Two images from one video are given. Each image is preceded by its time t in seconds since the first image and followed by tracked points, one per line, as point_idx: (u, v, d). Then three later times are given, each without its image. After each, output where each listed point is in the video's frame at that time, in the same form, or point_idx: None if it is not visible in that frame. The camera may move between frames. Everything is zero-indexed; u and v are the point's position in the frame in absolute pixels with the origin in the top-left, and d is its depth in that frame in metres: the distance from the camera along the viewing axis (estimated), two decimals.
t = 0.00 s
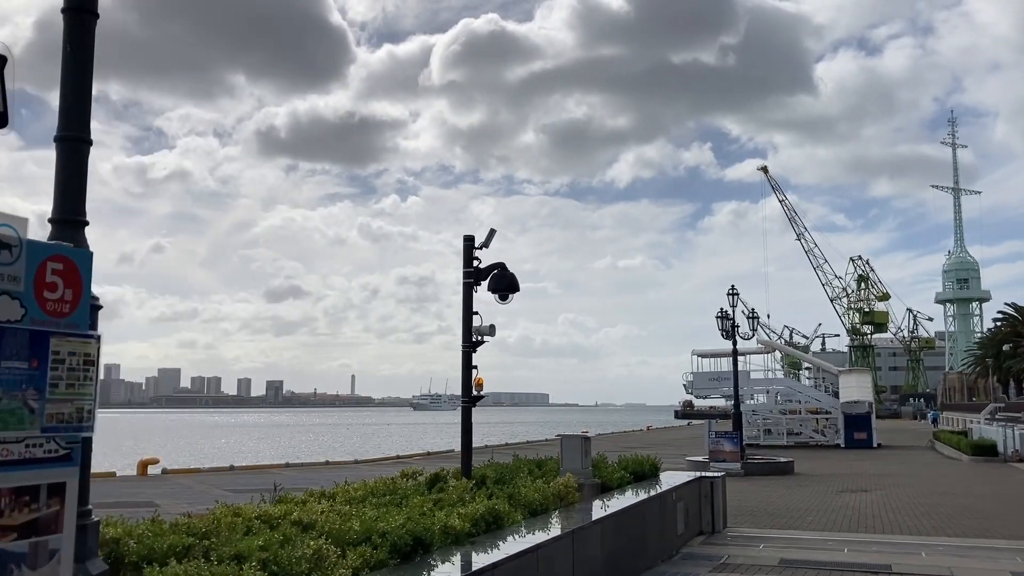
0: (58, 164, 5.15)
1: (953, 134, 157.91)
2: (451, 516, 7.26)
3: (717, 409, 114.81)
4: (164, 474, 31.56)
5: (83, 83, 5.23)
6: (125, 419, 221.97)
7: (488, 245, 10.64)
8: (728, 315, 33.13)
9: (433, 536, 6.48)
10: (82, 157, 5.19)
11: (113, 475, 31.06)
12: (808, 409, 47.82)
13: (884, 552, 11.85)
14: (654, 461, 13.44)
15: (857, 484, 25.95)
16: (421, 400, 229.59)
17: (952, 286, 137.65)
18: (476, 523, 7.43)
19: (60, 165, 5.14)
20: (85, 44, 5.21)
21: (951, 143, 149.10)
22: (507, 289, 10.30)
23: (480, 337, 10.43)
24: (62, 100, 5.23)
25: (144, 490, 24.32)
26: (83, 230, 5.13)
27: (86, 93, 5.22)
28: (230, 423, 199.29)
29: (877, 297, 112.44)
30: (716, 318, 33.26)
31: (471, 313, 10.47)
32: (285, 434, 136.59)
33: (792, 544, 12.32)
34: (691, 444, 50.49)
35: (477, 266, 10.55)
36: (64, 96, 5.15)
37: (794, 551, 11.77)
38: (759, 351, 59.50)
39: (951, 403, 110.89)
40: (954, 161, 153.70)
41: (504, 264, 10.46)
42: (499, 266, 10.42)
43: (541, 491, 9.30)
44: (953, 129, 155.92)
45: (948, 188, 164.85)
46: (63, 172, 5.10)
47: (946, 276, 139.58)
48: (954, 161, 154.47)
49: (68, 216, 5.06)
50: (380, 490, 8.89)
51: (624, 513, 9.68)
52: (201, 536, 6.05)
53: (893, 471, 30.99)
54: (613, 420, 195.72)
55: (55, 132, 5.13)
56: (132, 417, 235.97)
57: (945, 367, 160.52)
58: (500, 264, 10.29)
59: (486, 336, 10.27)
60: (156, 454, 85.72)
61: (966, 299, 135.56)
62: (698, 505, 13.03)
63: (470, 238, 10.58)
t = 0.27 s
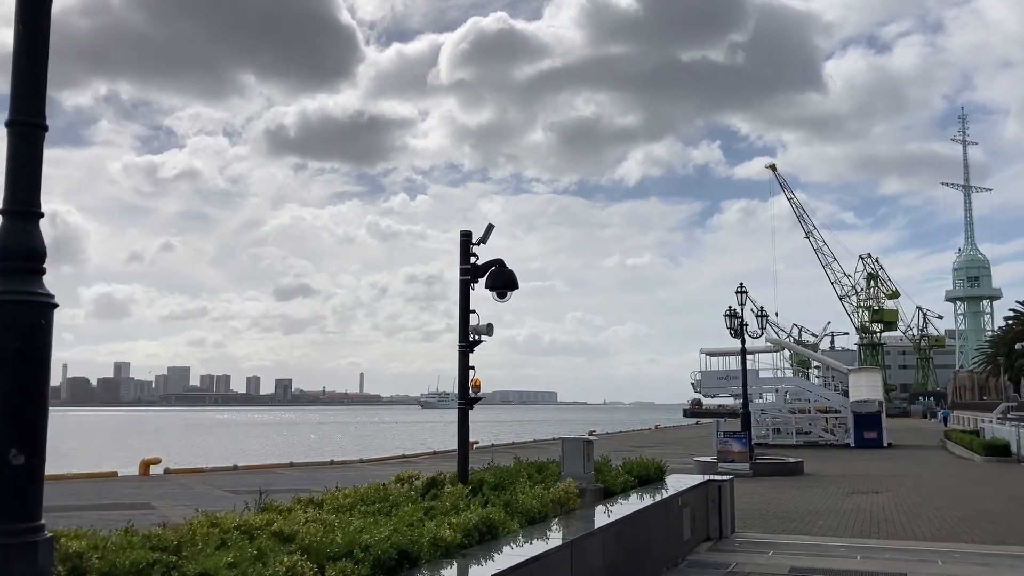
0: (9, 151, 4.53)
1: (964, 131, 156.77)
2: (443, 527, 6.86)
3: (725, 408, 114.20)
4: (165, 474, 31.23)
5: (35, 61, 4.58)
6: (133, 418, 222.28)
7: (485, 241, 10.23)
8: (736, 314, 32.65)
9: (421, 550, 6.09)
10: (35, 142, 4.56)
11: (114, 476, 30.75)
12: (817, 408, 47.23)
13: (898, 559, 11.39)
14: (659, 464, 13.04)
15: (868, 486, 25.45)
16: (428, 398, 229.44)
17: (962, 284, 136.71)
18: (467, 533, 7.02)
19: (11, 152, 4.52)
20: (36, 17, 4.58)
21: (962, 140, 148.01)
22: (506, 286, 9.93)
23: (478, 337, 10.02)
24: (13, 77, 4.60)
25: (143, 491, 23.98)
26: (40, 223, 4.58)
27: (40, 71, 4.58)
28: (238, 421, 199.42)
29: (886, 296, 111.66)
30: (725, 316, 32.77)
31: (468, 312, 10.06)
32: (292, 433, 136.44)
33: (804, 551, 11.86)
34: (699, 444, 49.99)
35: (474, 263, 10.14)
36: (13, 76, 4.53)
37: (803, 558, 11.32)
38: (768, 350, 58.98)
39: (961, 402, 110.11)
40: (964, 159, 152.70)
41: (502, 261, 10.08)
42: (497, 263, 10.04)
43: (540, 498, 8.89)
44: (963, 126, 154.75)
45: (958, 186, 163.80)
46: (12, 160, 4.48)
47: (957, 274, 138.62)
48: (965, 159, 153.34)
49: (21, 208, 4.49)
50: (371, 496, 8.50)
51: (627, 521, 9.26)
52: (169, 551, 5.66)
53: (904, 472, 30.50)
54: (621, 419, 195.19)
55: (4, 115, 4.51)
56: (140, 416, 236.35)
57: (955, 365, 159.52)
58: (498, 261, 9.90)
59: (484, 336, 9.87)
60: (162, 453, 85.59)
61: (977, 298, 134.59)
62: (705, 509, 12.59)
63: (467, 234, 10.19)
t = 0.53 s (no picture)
0: None
1: (973, 125, 155.63)
2: (431, 525, 6.47)
3: (733, 404, 113.63)
4: (166, 470, 30.91)
5: None
6: (141, 414, 222.76)
7: (482, 227, 9.83)
8: (744, 308, 32.17)
9: (405, 550, 5.68)
10: None
11: (115, 471, 30.45)
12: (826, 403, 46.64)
13: (913, 559, 10.96)
14: (664, 460, 12.63)
15: (879, 482, 24.96)
16: (435, 394, 229.36)
17: (972, 280, 135.77)
18: (458, 531, 6.63)
19: None
20: None
21: (971, 134, 146.86)
22: (503, 273, 9.54)
23: (475, 327, 9.62)
24: None
25: (142, 486, 23.64)
26: None
27: None
28: (246, 417, 199.60)
29: (895, 291, 110.86)
30: (732, 310, 32.29)
31: (464, 301, 9.65)
32: (299, 429, 136.36)
33: (814, 550, 11.41)
34: (706, 440, 49.54)
35: (470, 250, 9.74)
36: None
37: (815, 557, 10.89)
38: (776, 346, 58.45)
39: (971, 398, 109.33)
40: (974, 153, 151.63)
41: (500, 248, 9.67)
42: (494, 250, 9.64)
43: (537, 494, 8.49)
44: (973, 120, 153.61)
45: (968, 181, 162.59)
46: None
47: (966, 270, 137.67)
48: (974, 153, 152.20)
49: None
50: (361, 492, 8.11)
51: (629, 520, 8.85)
52: (133, 552, 5.29)
53: (915, 468, 30.02)
54: (628, 415, 194.70)
55: None
56: (148, 411, 236.81)
57: (965, 361, 158.50)
58: (495, 248, 9.50)
59: (479, 326, 9.47)
60: (168, 449, 85.48)
61: (987, 293, 133.63)
62: (711, 507, 12.18)
63: (463, 219, 9.78)
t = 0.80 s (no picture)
0: None
1: (982, 119, 154.57)
2: (417, 532, 6.07)
3: (740, 399, 113.17)
4: (168, 466, 30.67)
5: None
6: (149, 409, 223.34)
7: (478, 218, 9.41)
8: (750, 303, 31.75)
9: (388, 560, 5.26)
10: None
11: (116, 468, 30.21)
12: (834, 399, 46.10)
13: (928, 562, 10.51)
14: (669, 459, 12.22)
15: (888, 480, 24.51)
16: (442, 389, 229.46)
17: (981, 274, 134.90)
18: (448, 538, 6.21)
19: None
20: None
21: (980, 128, 145.88)
22: (500, 266, 9.10)
23: (471, 323, 9.22)
24: None
25: (142, 483, 23.39)
26: None
27: None
28: (253, 412, 199.93)
29: (903, 286, 110.13)
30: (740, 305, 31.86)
31: (459, 294, 9.25)
32: (306, 424, 136.53)
33: (825, 553, 10.97)
34: (713, 435, 49.09)
35: (465, 242, 9.32)
36: None
37: (826, 560, 10.46)
38: (783, 341, 57.95)
39: (980, 394, 108.59)
40: (983, 147, 150.62)
41: (496, 239, 9.26)
42: (491, 241, 9.22)
43: (534, 496, 8.09)
44: (982, 114, 152.58)
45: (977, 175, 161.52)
46: None
47: (975, 264, 136.77)
48: (983, 147, 151.18)
49: None
50: (349, 494, 7.72)
51: (631, 523, 8.43)
52: (90, 566, 4.87)
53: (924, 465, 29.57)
54: (634, 410, 194.45)
55: None
56: (156, 406, 237.44)
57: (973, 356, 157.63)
58: (491, 239, 9.09)
59: (475, 321, 9.05)
60: (174, 444, 85.49)
61: (996, 288, 132.72)
62: (717, 508, 11.77)
63: (458, 209, 9.37)
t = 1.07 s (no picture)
0: None
1: (990, 111, 153.53)
2: (405, 529, 5.68)
3: (746, 392, 112.71)
4: (168, 459, 30.38)
5: None
6: (154, 402, 223.62)
7: (475, 200, 9.00)
8: (757, 294, 31.29)
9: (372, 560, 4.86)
10: None
11: (115, 461, 29.92)
12: (841, 391, 45.63)
13: (943, 560, 10.09)
14: (674, 451, 11.83)
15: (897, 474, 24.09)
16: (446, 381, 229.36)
17: (988, 267, 134.08)
18: (437, 535, 5.82)
19: None
20: None
21: (988, 120, 144.88)
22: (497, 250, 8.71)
23: (468, 310, 8.82)
24: None
25: (140, 476, 23.07)
26: None
27: None
28: (258, 406, 199.99)
29: (910, 279, 109.44)
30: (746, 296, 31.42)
31: (455, 279, 8.85)
32: (310, 417, 136.45)
33: (837, 550, 10.56)
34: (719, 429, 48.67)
35: (461, 224, 8.91)
36: None
37: (836, 557, 10.05)
38: (789, 333, 57.46)
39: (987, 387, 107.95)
40: (991, 139, 149.55)
41: (493, 222, 8.86)
42: (488, 224, 8.82)
43: (532, 489, 7.71)
44: (990, 106, 151.50)
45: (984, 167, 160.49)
46: None
47: (982, 257, 135.93)
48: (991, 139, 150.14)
49: None
50: (337, 488, 7.35)
51: (634, 519, 8.04)
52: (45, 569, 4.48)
53: (933, 458, 29.15)
54: (639, 404, 194.21)
55: None
56: (161, 399, 237.55)
57: (980, 349, 156.87)
58: (489, 221, 8.68)
59: (472, 307, 8.66)
60: (178, 437, 85.36)
61: (1003, 281, 131.90)
62: (723, 502, 11.38)
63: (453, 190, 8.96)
